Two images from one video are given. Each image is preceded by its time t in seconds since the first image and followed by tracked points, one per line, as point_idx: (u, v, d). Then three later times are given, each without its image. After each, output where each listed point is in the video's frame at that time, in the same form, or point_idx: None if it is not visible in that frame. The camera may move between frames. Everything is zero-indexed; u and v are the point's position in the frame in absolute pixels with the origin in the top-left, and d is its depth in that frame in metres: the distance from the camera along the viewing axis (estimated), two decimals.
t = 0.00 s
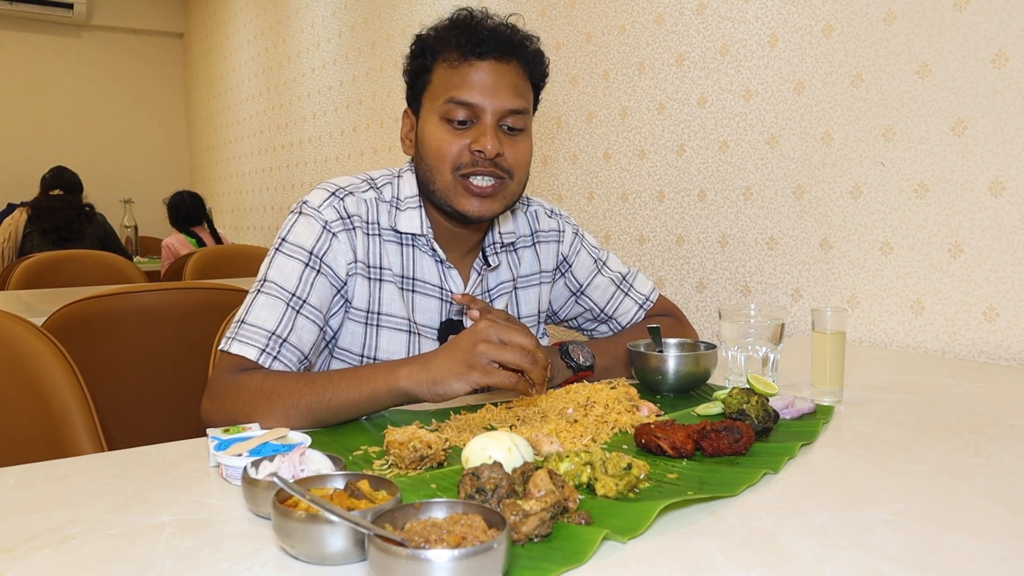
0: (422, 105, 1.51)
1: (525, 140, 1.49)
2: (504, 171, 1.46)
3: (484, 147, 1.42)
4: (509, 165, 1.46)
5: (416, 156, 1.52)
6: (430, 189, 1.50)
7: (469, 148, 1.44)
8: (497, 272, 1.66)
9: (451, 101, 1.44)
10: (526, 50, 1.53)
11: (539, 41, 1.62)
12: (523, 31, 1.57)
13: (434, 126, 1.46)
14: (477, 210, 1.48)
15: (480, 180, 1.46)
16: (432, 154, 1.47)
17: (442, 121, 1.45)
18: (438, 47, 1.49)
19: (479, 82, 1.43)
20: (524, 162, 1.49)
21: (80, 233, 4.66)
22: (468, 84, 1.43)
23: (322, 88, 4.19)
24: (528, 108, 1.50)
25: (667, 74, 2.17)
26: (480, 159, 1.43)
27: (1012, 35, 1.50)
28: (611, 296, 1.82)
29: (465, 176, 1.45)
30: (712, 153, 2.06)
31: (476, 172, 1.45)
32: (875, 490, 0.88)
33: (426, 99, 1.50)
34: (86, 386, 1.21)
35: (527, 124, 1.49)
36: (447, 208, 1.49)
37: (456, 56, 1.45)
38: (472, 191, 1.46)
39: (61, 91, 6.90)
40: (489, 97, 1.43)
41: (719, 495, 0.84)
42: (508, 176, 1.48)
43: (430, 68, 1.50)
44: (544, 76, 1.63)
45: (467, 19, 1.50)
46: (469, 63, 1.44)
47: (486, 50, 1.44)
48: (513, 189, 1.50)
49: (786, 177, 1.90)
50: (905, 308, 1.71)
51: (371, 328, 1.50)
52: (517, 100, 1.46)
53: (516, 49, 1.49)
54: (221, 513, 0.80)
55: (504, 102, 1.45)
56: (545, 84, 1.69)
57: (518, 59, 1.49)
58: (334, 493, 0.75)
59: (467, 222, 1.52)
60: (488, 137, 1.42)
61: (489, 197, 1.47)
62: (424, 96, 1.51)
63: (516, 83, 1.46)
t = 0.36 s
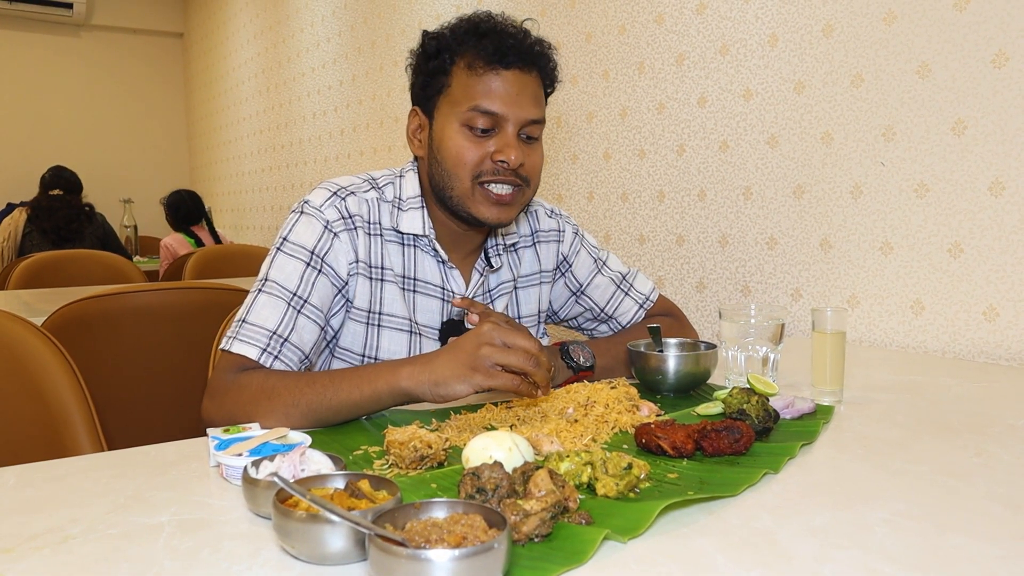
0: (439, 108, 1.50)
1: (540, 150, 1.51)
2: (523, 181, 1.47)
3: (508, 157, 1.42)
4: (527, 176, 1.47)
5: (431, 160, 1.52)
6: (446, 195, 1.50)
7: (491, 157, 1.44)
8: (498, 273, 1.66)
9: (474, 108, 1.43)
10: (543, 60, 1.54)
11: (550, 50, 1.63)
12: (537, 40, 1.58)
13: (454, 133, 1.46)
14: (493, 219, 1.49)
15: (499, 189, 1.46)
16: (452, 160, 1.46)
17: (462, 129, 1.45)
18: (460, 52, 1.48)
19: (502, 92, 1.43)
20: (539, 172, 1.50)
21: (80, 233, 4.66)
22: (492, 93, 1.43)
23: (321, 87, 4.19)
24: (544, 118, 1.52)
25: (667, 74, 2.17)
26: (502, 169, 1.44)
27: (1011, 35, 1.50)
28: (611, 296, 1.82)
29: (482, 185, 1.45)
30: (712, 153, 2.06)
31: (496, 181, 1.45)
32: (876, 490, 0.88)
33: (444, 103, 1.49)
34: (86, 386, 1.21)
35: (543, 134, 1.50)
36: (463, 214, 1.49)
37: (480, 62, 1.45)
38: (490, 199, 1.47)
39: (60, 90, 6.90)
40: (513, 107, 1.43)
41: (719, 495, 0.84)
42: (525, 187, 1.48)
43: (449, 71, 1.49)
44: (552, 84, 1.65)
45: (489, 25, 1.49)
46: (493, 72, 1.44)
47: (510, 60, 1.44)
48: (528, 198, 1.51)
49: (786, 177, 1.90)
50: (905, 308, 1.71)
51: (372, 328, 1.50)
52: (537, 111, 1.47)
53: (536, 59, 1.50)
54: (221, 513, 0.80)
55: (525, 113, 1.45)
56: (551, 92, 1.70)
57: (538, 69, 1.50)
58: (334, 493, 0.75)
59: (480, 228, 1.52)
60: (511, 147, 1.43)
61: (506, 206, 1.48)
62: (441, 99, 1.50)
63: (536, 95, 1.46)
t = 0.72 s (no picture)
0: (446, 108, 1.50)
1: (544, 157, 1.50)
2: (521, 187, 1.46)
3: (507, 162, 1.42)
4: (526, 181, 1.46)
5: (434, 159, 1.52)
6: (445, 195, 1.50)
7: (490, 160, 1.43)
8: (501, 274, 1.67)
9: (478, 110, 1.43)
10: (555, 67, 1.54)
11: (565, 58, 1.63)
12: (552, 47, 1.58)
13: (457, 133, 1.45)
14: (488, 222, 1.48)
15: (496, 192, 1.46)
16: (453, 161, 1.46)
17: (465, 130, 1.45)
18: (470, 53, 1.48)
19: (508, 96, 1.42)
20: (540, 178, 1.49)
21: (79, 232, 4.65)
22: (498, 96, 1.42)
23: (321, 87, 4.18)
24: (551, 124, 1.51)
25: (667, 73, 2.17)
26: (500, 173, 1.43)
27: (1012, 34, 1.50)
28: (612, 295, 1.81)
29: (481, 188, 1.45)
30: (713, 153, 2.06)
31: (494, 185, 1.45)
32: (877, 490, 0.88)
33: (451, 103, 1.49)
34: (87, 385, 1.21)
35: (548, 140, 1.49)
36: (461, 215, 1.49)
37: (488, 65, 1.44)
38: (487, 203, 1.46)
39: (60, 90, 6.90)
40: (516, 112, 1.42)
41: (721, 494, 0.84)
42: (524, 192, 1.47)
43: (458, 72, 1.49)
44: (564, 92, 1.64)
45: (502, 28, 1.49)
46: (500, 76, 1.43)
47: (518, 64, 1.43)
48: (526, 204, 1.51)
49: (786, 176, 1.90)
50: (905, 307, 1.71)
51: (374, 329, 1.49)
52: (543, 117, 1.46)
53: (547, 66, 1.49)
54: (222, 512, 0.80)
55: (530, 118, 1.44)
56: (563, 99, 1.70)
57: (548, 76, 1.49)
58: (336, 493, 0.75)
59: (476, 231, 1.52)
60: (511, 152, 1.42)
61: (503, 210, 1.48)
62: (449, 99, 1.50)
63: (542, 101, 1.45)
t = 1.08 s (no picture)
0: (455, 101, 1.51)
1: (549, 157, 1.50)
2: (524, 184, 1.46)
3: (510, 157, 1.42)
4: (529, 179, 1.46)
5: (439, 151, 1.53)
6: (447, 187, 1.50)
7: (495, 154, 1.44)
8: (503, 270, 1.67)
9: (486, 105, 1.43)
10: (566, 70, 1.54)
11: (577, 61, 1.63)
12: (565, 50, 1.58)
13: (463, 126, 1.46)
14: (489, 217, 1.48)
15: (499, 187, 1.46)
16: (458, 153, 1.46)
17: (472, 124, 1.45)
18: (482, 49, 1.48)
19: (517, 92, 1.42)
20: (543, 176, 1.49)
21: (78, 229, 4.65)
22: (506, 92, 1.43)
23: (321, 84, 4.18)
24: (558, 125, 1.51)
25: (667, 70, 2.17)
26: (504, 167, 1.43)
27: (1012, 31, 1.50)
28: (611, 290, 1.81)
29: (483, 182, 1.45)
30: (712, 149, 2.06)
31: (497, 179, 1.45)
32: (878, 486, 0.88)
33: (461, 97, 1.50)
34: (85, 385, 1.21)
35: (554, 140, 1.50)
36: (462, 208, 1.49)
37: (499, 61, 1.45)
38: (489, 196, 1.46)
39: (59, 87, 6.89)
40: (524, 108, 1.43)
41: (721, 491, 0.84)
42: (526, 189, 1.47)
43: (470, 68, 1.50)
44: (574, 95, 1.64)
45: (516, 26, 1.49)
46: (510, 72, 1.43)
47: (529, 62, 1.43)
48: (528, 202, 1.50)
49: (786, 173, 1.89)
50: (904, 304, 1.71)
51: (376, 322, 1.50)
52: (550, 116, 1.46)
53: (559, 67, 1.49)
54: (222, 509, 0.80)
55: (538, 116, 1.44)
56: (572, 101, 1.70)
57: (558, 77, 1.50)
58: (335, 489, 0.75)
59: (477, 225, 1.52)
60: (515, 147, 1.42)
61: (504, 205, 1.48)
62: (459, 93, 1.51)
63: (551, 100, 1.46)
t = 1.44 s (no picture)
0: (458, 98, 1.51)
1: (551, 153, 1.50)
2: (526, 178, 1.46)
3: (512, 151, 1.42)
4: (532, 174, 1.46)
5: (442, 147, 1.53)
6: (451, 182, 1.50)
7: (497, 149, 1.44)
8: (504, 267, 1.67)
9: (489, 101, 1.44)
10: (567, 69, 1.54)
11: (579, 61, 1.63)
12: (566, 50, 1.58)
13: (466, 122, 1.46)
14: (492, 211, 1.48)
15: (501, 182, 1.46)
16: (461, 148, 1.47)
17: (475, 119, 1.45)
18: (486, 48, 1.48)
19: (520, 89, 1.43)
20: (545, 172, 1.49)
21: (78, 229, 4.65)
22: (509, 88, 1.43)
23: (320, 83, 4.18)
24: (560, 123, 1.51)
25: (666, 69, 2.17)
26: (506, 162, 1.44)
27: (1011, 31, 1.50)
28: (611, 289, 1.81)
29: (486, 176, 1.45)
30: (712, 149, 2.06)
31: (499, 174, 1.45)
32: (877, 486, 0.88)
33: (464, 94, 1.50)
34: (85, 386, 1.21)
35: (556, 137, 1.50)
36: (464, 203, 1.50)
37: (502, 58, 1.45)
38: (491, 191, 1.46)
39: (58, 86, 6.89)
40: (526, 104, 1.43)
41: (719, 490, 0.84)
42: (529, 184, 1.48)
43: (473, 66, 1.50)
44: (575, 95, 1.64)
45: (519, 25, 1.49)
46: (513, 69, 1.44)
47: (532, 59, 1.44)
48: (530, 198, 1.51)
49: (785, 172, 1.89)
50: (904, 303, 1.71)
51: (382, 311, 1.50)
52: (552, 113, 1.46)
53: (560, 66, 1.50)
54: (220, 509, 0.80)
55: (540, 112, 1.44)
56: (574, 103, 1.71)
57: (560, 75, 1.50)
58: (333, 489, 0.75)
59: (478, 220, 1.52)
60: (518, 142, 1.42)
61: (506, 200, 1.48)
62: (462, 90, 1.51)
63: (552, 97, 1.46)
